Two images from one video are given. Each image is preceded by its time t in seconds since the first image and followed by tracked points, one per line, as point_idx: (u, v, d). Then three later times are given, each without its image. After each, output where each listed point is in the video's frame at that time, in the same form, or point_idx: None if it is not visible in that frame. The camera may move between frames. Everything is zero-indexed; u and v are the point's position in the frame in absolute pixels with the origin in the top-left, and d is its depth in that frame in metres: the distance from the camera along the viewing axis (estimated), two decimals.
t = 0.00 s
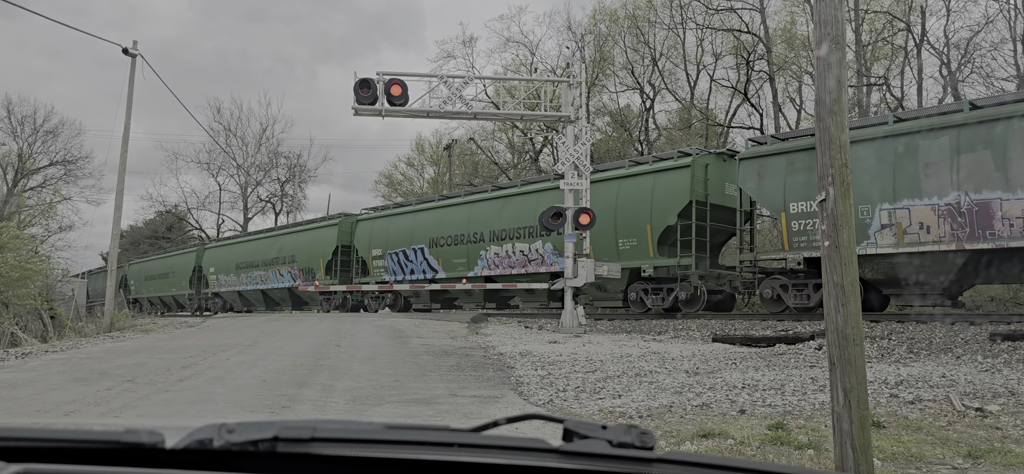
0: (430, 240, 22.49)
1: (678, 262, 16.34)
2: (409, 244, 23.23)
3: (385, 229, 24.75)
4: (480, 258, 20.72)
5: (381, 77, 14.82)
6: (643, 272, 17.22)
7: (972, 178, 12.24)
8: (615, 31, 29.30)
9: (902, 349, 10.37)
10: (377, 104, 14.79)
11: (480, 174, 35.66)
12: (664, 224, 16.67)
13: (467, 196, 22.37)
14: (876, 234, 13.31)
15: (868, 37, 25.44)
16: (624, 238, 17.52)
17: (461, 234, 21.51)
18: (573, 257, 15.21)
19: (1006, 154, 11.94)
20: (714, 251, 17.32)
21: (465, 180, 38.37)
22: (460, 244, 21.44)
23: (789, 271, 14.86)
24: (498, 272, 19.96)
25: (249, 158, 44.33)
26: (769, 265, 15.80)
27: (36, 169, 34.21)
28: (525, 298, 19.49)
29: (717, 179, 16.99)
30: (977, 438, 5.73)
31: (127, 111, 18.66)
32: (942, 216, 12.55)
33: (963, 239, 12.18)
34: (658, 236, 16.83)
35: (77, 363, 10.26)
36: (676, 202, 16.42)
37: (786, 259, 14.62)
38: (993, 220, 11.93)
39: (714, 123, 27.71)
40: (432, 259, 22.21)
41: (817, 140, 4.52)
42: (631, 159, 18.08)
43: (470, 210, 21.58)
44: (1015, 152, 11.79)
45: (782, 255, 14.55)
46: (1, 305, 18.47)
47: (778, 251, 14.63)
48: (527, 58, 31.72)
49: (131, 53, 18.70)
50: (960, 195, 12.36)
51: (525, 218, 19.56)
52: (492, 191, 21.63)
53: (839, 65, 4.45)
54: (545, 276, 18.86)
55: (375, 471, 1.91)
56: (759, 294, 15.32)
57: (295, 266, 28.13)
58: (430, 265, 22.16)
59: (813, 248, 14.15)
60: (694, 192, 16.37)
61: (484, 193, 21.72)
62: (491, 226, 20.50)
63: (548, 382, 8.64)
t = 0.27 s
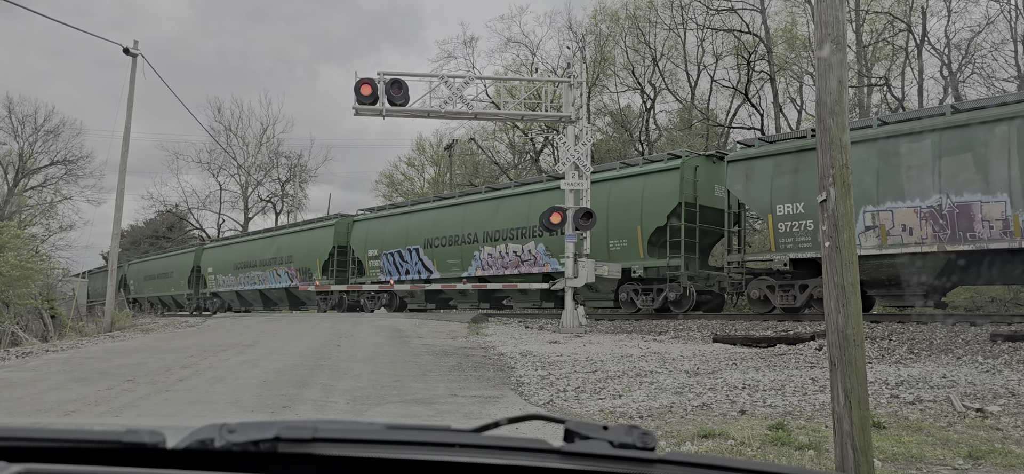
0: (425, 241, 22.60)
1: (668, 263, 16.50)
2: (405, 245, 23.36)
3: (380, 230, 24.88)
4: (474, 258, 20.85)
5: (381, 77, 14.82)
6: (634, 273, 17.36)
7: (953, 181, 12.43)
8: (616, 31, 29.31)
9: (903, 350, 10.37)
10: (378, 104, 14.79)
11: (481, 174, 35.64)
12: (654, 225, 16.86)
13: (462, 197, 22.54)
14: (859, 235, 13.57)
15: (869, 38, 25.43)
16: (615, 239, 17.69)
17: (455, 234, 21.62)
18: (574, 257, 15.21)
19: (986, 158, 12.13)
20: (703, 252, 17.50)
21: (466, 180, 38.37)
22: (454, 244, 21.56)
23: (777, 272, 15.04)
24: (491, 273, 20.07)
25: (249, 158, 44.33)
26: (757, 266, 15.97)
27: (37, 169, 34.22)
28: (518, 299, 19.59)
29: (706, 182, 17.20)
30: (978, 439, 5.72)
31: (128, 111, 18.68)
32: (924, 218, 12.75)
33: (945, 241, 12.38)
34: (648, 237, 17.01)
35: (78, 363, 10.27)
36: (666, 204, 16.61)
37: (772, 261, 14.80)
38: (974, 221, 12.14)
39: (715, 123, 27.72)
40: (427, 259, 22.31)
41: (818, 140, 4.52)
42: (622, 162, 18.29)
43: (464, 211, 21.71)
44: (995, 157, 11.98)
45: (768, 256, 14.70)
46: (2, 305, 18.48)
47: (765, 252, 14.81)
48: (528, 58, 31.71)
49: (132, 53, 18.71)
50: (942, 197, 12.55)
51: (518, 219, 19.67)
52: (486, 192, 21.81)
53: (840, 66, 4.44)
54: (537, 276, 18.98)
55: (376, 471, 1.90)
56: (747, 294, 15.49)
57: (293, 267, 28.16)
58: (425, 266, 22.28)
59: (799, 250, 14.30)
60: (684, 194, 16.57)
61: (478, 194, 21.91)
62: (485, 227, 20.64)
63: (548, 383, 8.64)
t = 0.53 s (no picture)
0: (420, 242, 22.67)
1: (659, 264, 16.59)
2: (400, 245, 23.44)
3: (376, 231, 24.94)
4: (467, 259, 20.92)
5: (383, 77, 14.83)
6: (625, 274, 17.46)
7: (935, 184, 12.52)
8: (617, 31, 29.30)
9: (903, 351, 10.36)
10: (379, 103, 14.78)
11: (481, 174, 35.62)
12: (644, 227, 16.96)
13: (456, 198, 22.62)
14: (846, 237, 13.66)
15: (870, 38, 25.43)
16: (607, 241, 17.81)
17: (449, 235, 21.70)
18: (575, 257, 15.19)
19: (967, 161, 12.21)
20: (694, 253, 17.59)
21: (467, 180, 38.35)
22: (448, 245, 21.62)
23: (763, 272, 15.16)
24: (485, 273, 20.15)
25: (250, 158, 44.32)
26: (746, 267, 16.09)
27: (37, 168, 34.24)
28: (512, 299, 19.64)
29: (697, 184, 17.29)
30: (978, 440, 5.73)
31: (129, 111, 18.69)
32: (907, 220, 12.84)
33: (927, 243, 12.48)
34: (638, 238, 17.12)
35: (78, 362, 10.27)
36: (656, 205, 16.71)
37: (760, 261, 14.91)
38: (955, 224, 12.25)
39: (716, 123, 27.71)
40: (422, 259, 22.36)
41: (819, 140, 4.52)
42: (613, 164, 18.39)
43: (459, 212, 21.79)
44: (976, 160, 12.05)
45: (756, 257, 14.85)
46: (3, 304, 18.50)
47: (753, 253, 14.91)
48: (529, 58, 31.69)
49: (133, 52, 18.71)
50: (924, 200, 12.65)
51: (511, 219, 19.75)
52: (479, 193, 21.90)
53: (841, 67, 4.44)
54: (530, 277, 19.09)
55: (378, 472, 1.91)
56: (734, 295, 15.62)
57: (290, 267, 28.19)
58: (420, 266, 22.35)
59: (786, 251, 14.46)
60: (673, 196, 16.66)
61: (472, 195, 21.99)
62: (478, 228, 20.72)
63: (549, 383, 8.64)
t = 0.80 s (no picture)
0: (414, 242, 22.79)
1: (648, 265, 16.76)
2: (395, 246, 23.53)
3: (371, 231, 25.04)
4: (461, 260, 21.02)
5: (383, 77, 14.84)
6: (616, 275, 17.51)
7: (918, 186, 12.64)
8: (618, 32, 29.31)
9: (903, 352, 10.36)
10: (379, 103, 14.79)
11: (482, 174, 35.64)
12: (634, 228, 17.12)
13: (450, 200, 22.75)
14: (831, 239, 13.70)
15: (871, 39, 25.44)
16: (598, 242, 17.97)
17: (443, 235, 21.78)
18: (575, 257, 15.18)
19: (948, 165, 12.38)
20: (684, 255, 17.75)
21: (467, 180, 38.35)
22: (442, 245, 21.70)
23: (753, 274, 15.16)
24: (479, 274, 20.27)
25: (250, 157, 44.34)
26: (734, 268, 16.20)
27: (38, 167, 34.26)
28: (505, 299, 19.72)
29: (686, 186, 17.46)
30: (978, 441, 5.73)
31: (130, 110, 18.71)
32: (890, 222, 12.96)
33: (909, 245, 12.59)
34: (629, 239, 17.28)
35: (79, 361, 10.29)
36: (645, 207, 16.88)
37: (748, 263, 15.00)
38: (937, 226, 12.37)
39: (716, 124, 27.71)
40: (416, 260, 22.47)
41: (820, 141, 4.52)
42: (604, 166, 18.57)
43: (452, 213, 21.91)
44: (957, 163, 12.22)
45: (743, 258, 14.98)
46: (3, 303, 18.51)
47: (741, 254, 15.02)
48: (529, 58, 31.70)
49: (134, 52, 18.73)
50: (907, 203, 12.76)
51: (504, 220, 19.87)
52: (473, 194, 22.01)
53: (842, 69, 4.45)
54: (522, 278, 19.15)
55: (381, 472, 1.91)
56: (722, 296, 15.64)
57: (287, 267, 28.22)
58: (415, 266, 22.42)
59: (772, 253, 14.60)
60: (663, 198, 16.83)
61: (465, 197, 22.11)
62: (472, 228, 20.84)
63: (549, 383, 8.65)
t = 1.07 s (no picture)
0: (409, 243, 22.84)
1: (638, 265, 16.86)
2: (391, 246, 23.56)
3: (366, 232, 25.07)
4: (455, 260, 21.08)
5: (383, 77, 14.84)
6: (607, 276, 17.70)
7: (901, 189, 12.87)
8: (618, 32, 29.32)
9: (903, 352, 10.36)
10: (379, 103, 14.80)
11: (482, 174, 35.64)
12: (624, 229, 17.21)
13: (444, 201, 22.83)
14: (815, 240, 13.89)
15: (871, 39, 25.45)
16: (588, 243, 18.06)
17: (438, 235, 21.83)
18: (575, 257, 15.18)
19: (931, 167, 12.60)
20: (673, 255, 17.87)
21: (467, 180, 38.34)
22: (436, 246, 21.75)
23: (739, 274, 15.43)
24: (472, 274, 20.38)
25: (250, 157, 44.33)
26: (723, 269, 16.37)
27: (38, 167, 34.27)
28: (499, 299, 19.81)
29: (676, 187, 17.58)
30: (978, 441, 5.73)
31: (130, 110, 18.72)
32: (874, 224, 13.22)
33: (892, 246, 12.82)
34: (619, 240, 17.37)
35: (78, 361, 10.29)
36: (635, 209, 16.97)
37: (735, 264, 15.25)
38: (919, 228, 12.58)
39: (716, 124, 27.72)
40: (411, 260, 22.53)
41: (820, 141, 4.52)
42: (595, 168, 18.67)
43: (447, 214, 21.96)
44: (939, 166, 12.44)
45: (731, 260, 15.15)
46: (3, 303, 18.51)
47: (728, 255, 15.25)
48: (529, 58, 31.69)
49: (135, 51, 18.74)
50: (890, 204, 13.00)
51: (498, 221, 19.93)
52: (467, 195, 22.06)
53: (842, 69, 4.45)
54: (515, 278, 19.26)
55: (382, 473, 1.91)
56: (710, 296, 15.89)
57: (283, 267, 28.24)
58: (410, 267, 22.47)
59: (760, 254, 14.78)
60: (653, 199, 16.93)
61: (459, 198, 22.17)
62: (466, 229, 20.90)
63: (549, 383, 8.64)
